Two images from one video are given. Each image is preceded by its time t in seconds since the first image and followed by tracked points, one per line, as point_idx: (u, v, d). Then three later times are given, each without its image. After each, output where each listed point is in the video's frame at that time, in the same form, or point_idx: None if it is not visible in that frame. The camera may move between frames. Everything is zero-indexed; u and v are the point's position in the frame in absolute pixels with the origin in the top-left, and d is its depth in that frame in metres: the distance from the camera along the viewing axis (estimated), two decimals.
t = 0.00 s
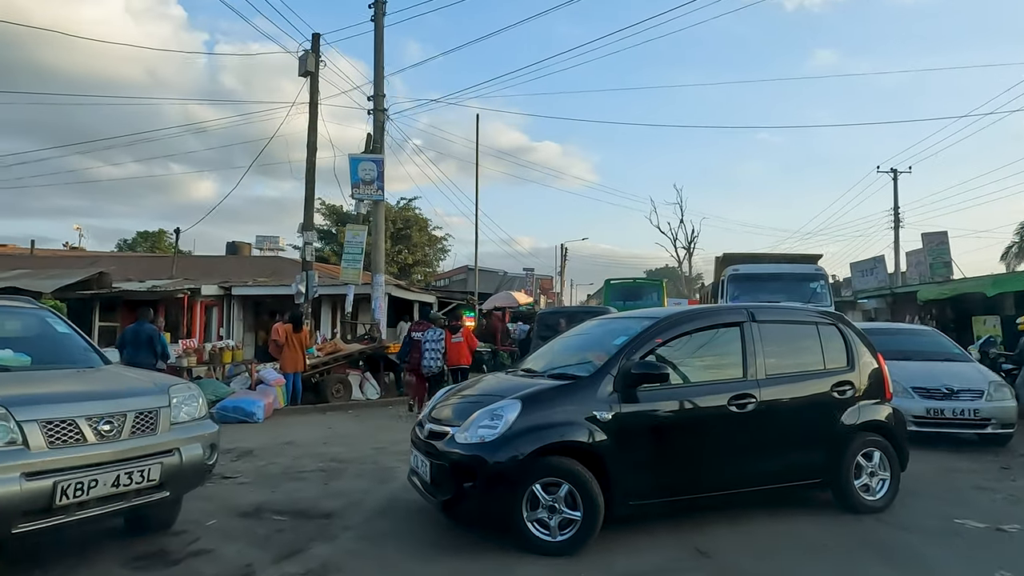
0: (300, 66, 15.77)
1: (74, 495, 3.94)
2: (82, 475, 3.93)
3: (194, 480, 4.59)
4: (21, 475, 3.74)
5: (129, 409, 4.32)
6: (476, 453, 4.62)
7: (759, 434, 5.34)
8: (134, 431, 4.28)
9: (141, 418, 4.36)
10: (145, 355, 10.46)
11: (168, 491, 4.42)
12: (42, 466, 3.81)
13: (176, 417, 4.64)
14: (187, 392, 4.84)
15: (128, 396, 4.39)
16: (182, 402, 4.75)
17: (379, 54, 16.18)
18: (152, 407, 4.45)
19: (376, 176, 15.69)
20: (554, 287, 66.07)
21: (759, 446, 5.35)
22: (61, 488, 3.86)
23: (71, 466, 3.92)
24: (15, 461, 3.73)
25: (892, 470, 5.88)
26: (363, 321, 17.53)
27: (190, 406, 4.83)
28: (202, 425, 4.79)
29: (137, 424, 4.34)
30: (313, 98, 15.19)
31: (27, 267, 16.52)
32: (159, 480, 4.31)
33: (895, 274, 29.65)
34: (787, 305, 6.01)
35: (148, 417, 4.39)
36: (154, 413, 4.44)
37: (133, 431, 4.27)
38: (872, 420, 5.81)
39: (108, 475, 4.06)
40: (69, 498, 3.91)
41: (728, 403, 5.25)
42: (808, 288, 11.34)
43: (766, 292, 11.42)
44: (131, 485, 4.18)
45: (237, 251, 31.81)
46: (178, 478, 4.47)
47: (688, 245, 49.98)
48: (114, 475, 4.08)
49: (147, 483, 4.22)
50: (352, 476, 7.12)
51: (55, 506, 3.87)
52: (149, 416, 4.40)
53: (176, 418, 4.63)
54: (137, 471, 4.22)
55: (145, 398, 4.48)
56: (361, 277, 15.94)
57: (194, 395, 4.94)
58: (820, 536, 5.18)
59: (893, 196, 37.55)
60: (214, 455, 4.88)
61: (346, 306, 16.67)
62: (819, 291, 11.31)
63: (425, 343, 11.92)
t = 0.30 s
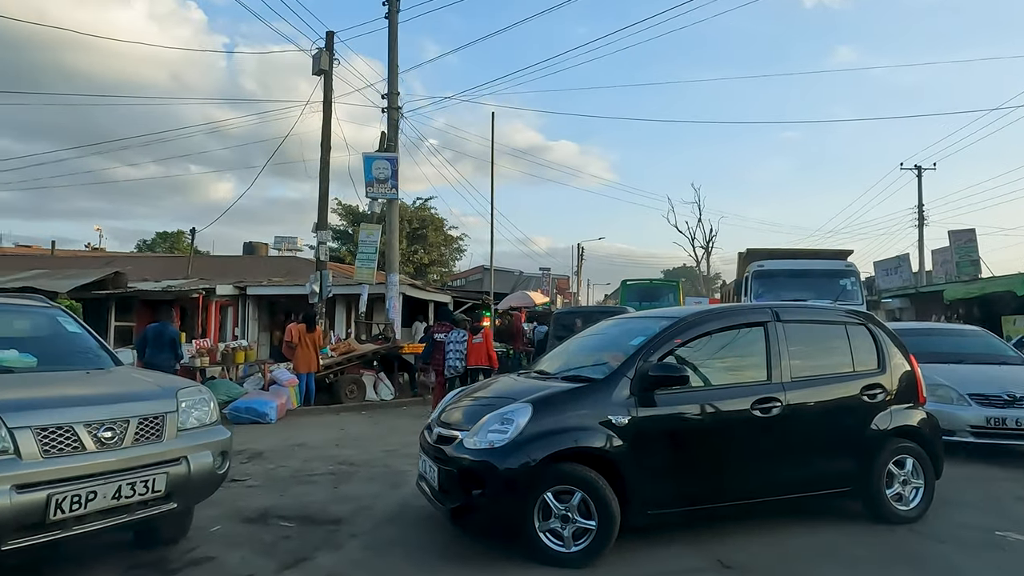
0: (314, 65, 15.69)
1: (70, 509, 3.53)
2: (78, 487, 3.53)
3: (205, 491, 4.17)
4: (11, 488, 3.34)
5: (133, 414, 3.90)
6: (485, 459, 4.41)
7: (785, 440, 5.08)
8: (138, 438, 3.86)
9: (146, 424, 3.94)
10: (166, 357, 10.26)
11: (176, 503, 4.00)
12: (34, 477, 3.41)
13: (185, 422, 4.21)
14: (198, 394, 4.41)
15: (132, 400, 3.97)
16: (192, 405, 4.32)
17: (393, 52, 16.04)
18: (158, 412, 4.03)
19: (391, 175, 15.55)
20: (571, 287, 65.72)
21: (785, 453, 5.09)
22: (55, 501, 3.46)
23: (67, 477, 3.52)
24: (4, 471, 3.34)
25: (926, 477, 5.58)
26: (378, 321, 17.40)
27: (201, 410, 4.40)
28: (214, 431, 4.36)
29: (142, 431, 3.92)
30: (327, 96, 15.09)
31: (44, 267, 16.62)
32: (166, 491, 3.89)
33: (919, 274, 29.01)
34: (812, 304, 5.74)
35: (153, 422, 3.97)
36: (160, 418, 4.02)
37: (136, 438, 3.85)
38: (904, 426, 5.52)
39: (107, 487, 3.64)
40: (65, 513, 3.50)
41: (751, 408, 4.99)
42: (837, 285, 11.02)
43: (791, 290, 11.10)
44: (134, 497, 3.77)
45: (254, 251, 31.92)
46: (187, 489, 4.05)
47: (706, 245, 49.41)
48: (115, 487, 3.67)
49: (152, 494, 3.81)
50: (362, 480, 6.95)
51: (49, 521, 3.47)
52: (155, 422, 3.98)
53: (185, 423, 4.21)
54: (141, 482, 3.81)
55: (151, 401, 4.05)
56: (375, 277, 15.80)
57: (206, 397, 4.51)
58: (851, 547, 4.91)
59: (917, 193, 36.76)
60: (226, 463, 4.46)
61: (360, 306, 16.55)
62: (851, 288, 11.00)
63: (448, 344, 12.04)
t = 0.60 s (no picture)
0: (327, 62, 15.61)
1: (66, 525, 3.21)
2: (74, 501, 3.19)
3: (216, 502, 3.83)
4: None
5: (136, 420, 3.56)
6: (492, 464, 4.23)
7: (810, 445, 4.84)
8: (141, 447, 3.52)
9: (150, 432, 3.60)
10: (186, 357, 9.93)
11: (184, 516, 3.67)
12: (25, 491, 3.09)
13: (194, 429, 3.86)
14: (208, 398, 4.07)
15: (136, 405, 3.63)
16: (202, 410, 3.97)
17: (407, 48, 15.91)
18: (164, 418, 3.69)
19: (404, 173, 15.42)
20: (587, 286, 65.37)
21: (810, 458, 4.84)
22: (48, 517, 3.13)
23: (61, 490, 3.19)
24: None
25: (961, 483, 5.31)
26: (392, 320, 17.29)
27: (211, 415, 4.05)
28: (225, 438, 4.01)
29: (146, 439, 3.58)
30: (340, 93, 15.00)
31: (62, 266, 16.71)
32: (171, 504, 3.56)
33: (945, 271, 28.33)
34: (838, 302, 5.48)
35: (158, 429, 3.63)
36: (167, 424, 3.68)
37: (139, 447, 3.51)
38: (937, 430, 5.25)
39: (105, 501, 3.31)
40: (60, 530, 3.18)
41: (775, 411, 4.75)
42: (868, 281, 10.69)
43: (816, 287, 10.79)
44: (137, 512, 3.43)
45: (270, 250, 32.03)
46: (195, 501, 3.71)
47: (724, 243, 48.84)
48: (115, 500, 3.33)
49: (156, 508, 3.48)
50: (372, 482, 6.81)
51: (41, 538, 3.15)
52: (160, 429, 3.64)
53: (194, 429, 3.87)
54: (143, 496, 3.47)
55: (156, 406, 3.70)
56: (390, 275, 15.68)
57: (217, 401, 4.17)
58: (882, 557, 4.66)
59: (941, 189, 35.96)
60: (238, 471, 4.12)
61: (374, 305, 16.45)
62: (881, 284, 10.66)
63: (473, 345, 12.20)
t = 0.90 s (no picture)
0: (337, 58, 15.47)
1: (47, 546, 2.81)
2: (54, 517, 2.80)
3: (218, 515, 3.43)
4: None
5: (128, 426, 3.15)
6: (493, 465, 4.04)
7: (830, 448, 4.60)
8: (133, 456, 3.12)
9: (143, 438, 3.20)
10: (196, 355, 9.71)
11: (183, 531, 3.26)
12: None
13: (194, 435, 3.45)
14: (210, 400, 3.67)
15: (130, 409, 3.23)
16: (203, 414, 3.57)
17: (417, 44, 15.74)
18: (159, 423, 3.29)
19: (414, 169, 15.25)
20: (600, 284, 65.03)
21: (830, 462, 4.60)
22: (26, 536, 2.74)
23: (41, 506, 2.80)
24: None
25: (990, 487, 5.04)
26: (402, 318, 17.12)
27: (214, 419, 3.64)
28: (228, 444, 3.60)
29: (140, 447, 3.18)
30: (350, 89, 14.86)
31: (74, 264, 16.71)
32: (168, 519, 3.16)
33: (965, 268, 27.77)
34: (859, 296, 5.22)
35: (152, 436, 3.23)
36: (163, 430, 3.28)
37: (131, 457, 3.11)
38: (965, 433, 4.99)
39: (91, 518, 2.91)
40: (40, 551, 2.79)
41: (792, 411, 4.51)
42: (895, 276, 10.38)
43: (840, 282, 10.49)
44: (129, 528, 3.04)
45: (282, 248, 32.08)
46: (195, 515, 3.31)
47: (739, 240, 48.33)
48: (104, 516, 2.95)
49: (150, 524, 3.08)
50: (378, 484, 6.63)
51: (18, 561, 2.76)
52: (155, 435, 3.23)
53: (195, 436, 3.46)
54: (136, 511, 3.07)
55: (152, 410, 3.30)
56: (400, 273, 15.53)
57: (220, 403, 3.77)
58: (910, 565, 4.41)
59: (962, 184, 35.22)
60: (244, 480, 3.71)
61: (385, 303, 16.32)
62: (909, 280, 10.34)
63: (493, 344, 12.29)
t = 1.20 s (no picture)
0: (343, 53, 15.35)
1: (28, 561, 2.64)
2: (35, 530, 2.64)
3: (217, 525, 3.24)
4: None
5: (119, 431, 2.96)
6: (491, 465, 3.90)
7: (842, 450, 4.42)
8: (123, 463, 2.93)
9: (135, 444, 3.01)
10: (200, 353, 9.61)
11: (179, 543, 3.08)
12: None
13: (192, 439, 3.26)
14: (210, 402, 3.48)
15: (122, 412, 3.05)
16: (202, 417, 3.37)
17: (423, 38, 15.60)
18: (153, 427, 3.10)
19: (421, 165, 15.12)
20: (609, 281, 64.72)
21: (842, 464, 4.42)
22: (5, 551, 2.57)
23: (24, 518, 2.63)
24: None
25: (1010, 487, 4.85)
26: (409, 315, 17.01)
27: (214, 422, 3.46)
28: (228, 449, 3.40)
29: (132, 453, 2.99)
30: (356, 84, 14.75)
31: (82, 262, 16.70)
32: (161, 531, 2.98)
33: (980, 264, 27.35)
34: (874, 292, 5.03)
35: (145, 441, 3.04)
36: (157, 434, 3.09)
37: (122, 464, 2.93)
38: (983, 434, 4.79)
39: (75, 531, 2.73)
40: (21, 567, 2.62)
41: (802, 411, 4.34)
42: (916, 270, 10.18)
43: (857, 277, 10.30)
44: (118, 542, 2.85)
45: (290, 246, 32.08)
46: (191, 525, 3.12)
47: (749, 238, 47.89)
48: (91, 527, 2.77)
49: (140, 536, 2.90)
50: (382, 483, 6.52)
51: None
52: (147, 440, 3.04)
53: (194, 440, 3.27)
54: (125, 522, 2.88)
55: (144, 413, 3.10)
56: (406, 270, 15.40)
57: (221, 405, 3.58)
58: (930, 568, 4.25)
59: (975, 179, 34.80)
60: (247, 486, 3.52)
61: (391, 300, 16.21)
62: (932, 273, 10.14)
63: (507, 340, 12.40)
